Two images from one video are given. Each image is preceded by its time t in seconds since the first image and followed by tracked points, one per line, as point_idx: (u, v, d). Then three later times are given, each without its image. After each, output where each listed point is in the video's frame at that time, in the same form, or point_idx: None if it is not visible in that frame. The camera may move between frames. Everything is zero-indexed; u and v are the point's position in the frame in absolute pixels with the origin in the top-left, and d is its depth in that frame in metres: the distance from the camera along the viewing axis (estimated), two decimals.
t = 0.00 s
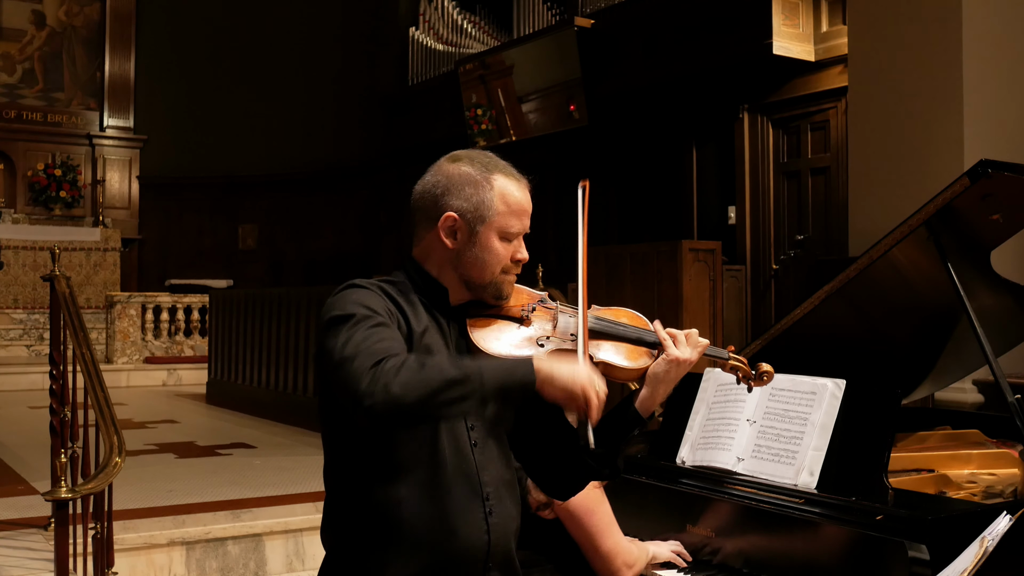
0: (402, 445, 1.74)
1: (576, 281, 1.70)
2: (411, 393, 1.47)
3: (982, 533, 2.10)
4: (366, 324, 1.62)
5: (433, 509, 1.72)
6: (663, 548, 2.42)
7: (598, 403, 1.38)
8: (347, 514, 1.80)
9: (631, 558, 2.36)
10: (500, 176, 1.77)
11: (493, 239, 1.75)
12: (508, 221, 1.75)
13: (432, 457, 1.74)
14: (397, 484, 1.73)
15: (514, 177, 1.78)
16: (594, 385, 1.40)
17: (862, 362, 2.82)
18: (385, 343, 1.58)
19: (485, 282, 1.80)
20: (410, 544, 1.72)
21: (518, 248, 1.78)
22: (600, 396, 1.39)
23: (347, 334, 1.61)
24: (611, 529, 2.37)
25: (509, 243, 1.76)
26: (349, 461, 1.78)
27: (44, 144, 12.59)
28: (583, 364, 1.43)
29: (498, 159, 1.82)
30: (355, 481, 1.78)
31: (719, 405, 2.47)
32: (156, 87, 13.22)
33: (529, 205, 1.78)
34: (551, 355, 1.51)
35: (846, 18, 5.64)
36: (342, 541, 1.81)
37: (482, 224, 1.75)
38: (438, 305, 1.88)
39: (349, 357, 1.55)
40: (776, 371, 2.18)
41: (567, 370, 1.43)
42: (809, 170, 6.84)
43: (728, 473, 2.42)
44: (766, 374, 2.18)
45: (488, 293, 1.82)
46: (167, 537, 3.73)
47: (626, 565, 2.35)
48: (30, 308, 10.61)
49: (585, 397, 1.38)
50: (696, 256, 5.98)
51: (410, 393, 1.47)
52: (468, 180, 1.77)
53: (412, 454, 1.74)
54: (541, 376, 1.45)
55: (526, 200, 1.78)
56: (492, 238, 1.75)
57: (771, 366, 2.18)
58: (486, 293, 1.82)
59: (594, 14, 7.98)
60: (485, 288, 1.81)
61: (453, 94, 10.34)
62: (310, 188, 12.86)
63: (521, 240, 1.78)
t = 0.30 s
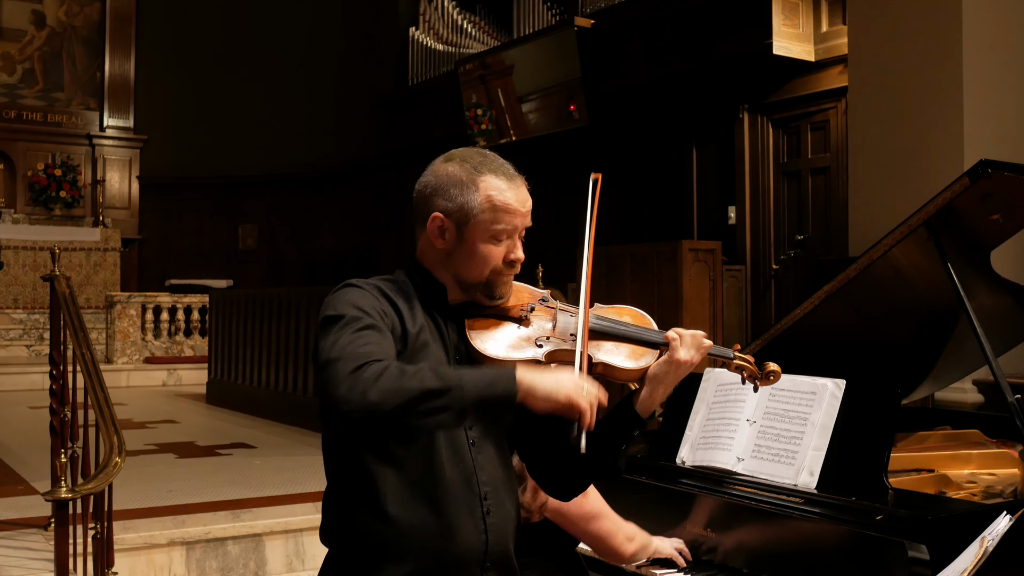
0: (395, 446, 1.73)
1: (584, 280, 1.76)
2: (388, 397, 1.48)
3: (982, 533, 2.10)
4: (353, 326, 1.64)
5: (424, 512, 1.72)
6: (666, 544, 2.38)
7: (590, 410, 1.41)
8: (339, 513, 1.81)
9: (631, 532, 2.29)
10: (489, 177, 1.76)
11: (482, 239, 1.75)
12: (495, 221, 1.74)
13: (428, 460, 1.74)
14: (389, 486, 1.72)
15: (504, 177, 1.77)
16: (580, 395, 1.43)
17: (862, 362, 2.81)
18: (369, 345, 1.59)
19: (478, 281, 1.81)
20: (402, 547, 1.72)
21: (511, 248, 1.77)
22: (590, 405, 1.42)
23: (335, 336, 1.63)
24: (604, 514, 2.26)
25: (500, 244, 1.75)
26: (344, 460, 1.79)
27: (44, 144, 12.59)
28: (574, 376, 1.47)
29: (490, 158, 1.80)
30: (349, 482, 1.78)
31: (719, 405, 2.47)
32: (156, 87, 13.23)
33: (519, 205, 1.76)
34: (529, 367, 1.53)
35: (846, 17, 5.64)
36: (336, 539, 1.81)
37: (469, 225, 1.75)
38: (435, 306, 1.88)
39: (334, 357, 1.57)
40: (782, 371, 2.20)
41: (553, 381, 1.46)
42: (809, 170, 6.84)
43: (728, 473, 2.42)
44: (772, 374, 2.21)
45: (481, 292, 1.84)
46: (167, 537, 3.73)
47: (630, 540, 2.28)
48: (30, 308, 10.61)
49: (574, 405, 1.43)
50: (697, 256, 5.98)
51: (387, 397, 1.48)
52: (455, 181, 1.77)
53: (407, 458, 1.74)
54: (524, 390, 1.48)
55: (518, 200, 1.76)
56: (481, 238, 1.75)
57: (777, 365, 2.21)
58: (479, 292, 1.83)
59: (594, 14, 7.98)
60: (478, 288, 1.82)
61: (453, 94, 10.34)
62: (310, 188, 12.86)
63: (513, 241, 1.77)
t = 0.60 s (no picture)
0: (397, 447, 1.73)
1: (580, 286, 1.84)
2: (392, 395, 1.47)
3: (982, 533, 2.10)
4: (357, 325, 1.63)
5: (426, 511, 1.72)
6: (653, 552, 2.32)
7: (587, 407, 1.40)
8: (342, 515, 1.80)
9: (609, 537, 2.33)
10: (495, 176, 1.77)
11: (487, 239, 1.75)
12: (501, 221, 1.74)
13: (429, 460, 1.74)
14: (391, 486, 1.72)
15: (510, 177, 1.77)
16: (581, 389, 1.42)
17: (862, 362, 2.82)
18: (372, 344, 1.59)
19: (481, 281, 1.81)
20: (406, 546, 1.71)
21: (515, 248, 1.77)
22: (588, 402, 1.41)
23: (338, 335, 1.62)
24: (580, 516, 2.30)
25: (505, 244, 1.76)
26: (344, 461, 1.79)
27: (44, 144, 12.60)
28: (573, 367, 1.46)
29: (495, 158, 1.81)
30: (352, 484, 1.77)
31: (719, 405, 2.47)
32: (156, 87, 13.23)
33: (525, 205, 1.76)
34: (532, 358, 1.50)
35: (846, 18, 5.64)
36: (339, 542, 1.80)
37: (474, 225, 1.75)
38: (436, 306, 1.89)
39: (337, 356, 1.57)
40: (784, 371, 2.20)
41: (557, 369, 1.44)
42: (809, 170, 6.84)
43: (728, 474, 2.42)
44: (774, 374, 2.20)
45: (483, 293, 1.83)
46: (167, 537, 3.73)
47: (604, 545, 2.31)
48: (30, 308, 10.62)
49: (575, 399, 1.41)
50: (696, 256, 5.98)
51: (391, 395, 1.47)
52: (461, 181, 1.77)
53: (410, 458, 1.73)
54: (527, 376, 1.46)
55: (524, 200, 1.77)
56: (486, 238, 1.75)
57: (779, 366, 2.19)
58: (482, 292, 1.82)
59: (594, 14, 7.98)
60: (481, 288, 1.82)
61: (453, 94, 10.34)
62: (311, 188, 12.86)
63: (516, 241, 1.77)
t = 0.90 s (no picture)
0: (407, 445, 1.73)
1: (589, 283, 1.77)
2: (420, 391, 1.48)
3: (982, 533, 2.10)
4: (372, 324, 1.62)
5: (438, 509, 1.72)
6: (641, 551, 2.34)
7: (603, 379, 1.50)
8: (350, 516, 1.79)
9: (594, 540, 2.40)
10: (507, 175, 1.77)
11: (499, 236, 1.75)
12: (513, 220, 1.74)
13: (437, 456, 1.74)
14: (403, 482, 1.72)
15: (522, 176, 1.78)
16: (598, 367, 1.50)
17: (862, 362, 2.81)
18: (391, 341, 1.58)
19: (489, 280, 1.79)
20: (417, 544, 1.71)
21: (525, 247, 1.78)
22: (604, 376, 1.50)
23: (354, 334, 1.61)
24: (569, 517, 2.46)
25: (516, 242, 1.76)
26: (352, 459, 1.78)
27: (44, 144, 12.59)
28: (585, 347, 1.53)
29: (507, 157, 1.82)
30: (360, 482, 1.76)
31: (719, 405, 2.47)
32: (156, 88, 13.23)
33: (535, 204, 1.77)
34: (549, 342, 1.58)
35: (846, 18, 5.64)
36: (347, 543, 1.80)
37: (487, 222, 1.75)
38: (443, 304, 1.88)
39: (358, 356, 1.55)
40: (782, 375, 2.17)
41: (570, 354, 1.51)
42: (808, 170, 6.84)
43: (728, 473, 2.43)
44: (773, 378, 2.17)
45: (491, 292, 1.82)
46: (167, 537, 3.73)
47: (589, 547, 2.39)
48: (30, 308, 10.61)
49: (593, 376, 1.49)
50: (696, 256, 5.98)
51: (419, 392, 1.48)
52: (474, 178, 1.77)
53: (420, 456, 1.73)
54: (545, 362, 1.52)
55: (534, 199, 1.78)
56: (499, 236, 1.75)
57: (777, 369, 2.17)
58: (490, 291, 1.81)
59: (594, 14, 7.99)
60: (489, 288, 1.81)
61: (453, 94, 10.34)
62: (311, 188, 12.86)
63: (526, 241, 1.78)
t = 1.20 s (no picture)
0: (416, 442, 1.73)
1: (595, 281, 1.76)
2: (438, 391, 1.48)
3: (982, 533, 2.10)
4: (387, 321, 1.63)
5: (445, 507, 1.72)
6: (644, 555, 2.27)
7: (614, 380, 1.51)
8: (357, 514, 1.79)
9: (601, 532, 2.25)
10: (517, 176, 1.77)
11: (508, 237, 1.75)
12: (522, 221, 1.74)
13: (446, 454, 1.74)
14: (413, 479, 1.72)
15: (531, 178, 1.78)
16: (608, 368, 1.51)
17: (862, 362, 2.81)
18: (406, 339, 1.58)
19: (498, 280, 1.80)
20: (423, 542, 1.71)
21: (533, 247, 1.78)
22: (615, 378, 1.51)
23: (368, 331, 1.61)
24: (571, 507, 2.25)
25: (525, 243, 1.76)
26: (361, 457, 1.78)
27: (44, 144, 12.59)
28: (595, 348, 1.54)
29: (516, 157, 1.81)
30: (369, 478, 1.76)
31: (719, 405, 2.47)
32: (156, 88, 13.24)
33: (545, 205, 1.77)
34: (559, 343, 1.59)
35: (846, 18, 5.65)
36: (353, 539, 1.80)
37: (496, 223, 1.75)
38: (452, 303, 1.89)
39: (373, 353, 1.55)
40: (784, 376, 2.18)
41: (580, 356, 1.52)
42: (808, 170, 6.84)
43: (728, 474, 2.43)
44: (773, 380, 2.18)
45: (500, 292, 1.82)
46: (167, 537, 3.73)
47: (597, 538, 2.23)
48: (30, 308, 10.62)
49: (604, 376, 1.50)
50: (696, 256, 5.97)
51: (437, 392, 1.48)
52: (485, 178, 1.77)
53: (429, 455, 1.73)
54: (558, 364, 1.52)
55: (543, 200, 1.78)
56: (508, 236, 1.75)
57: (779, 371, 2.18)
58: (498, 291, 1.82)
59: (594, 14, 7.99)
60: (498, 287, 1.81)
61: (452, 94, 10.35)
62: (310, 188, 12.86)
63: (534, 241, 1.77)
